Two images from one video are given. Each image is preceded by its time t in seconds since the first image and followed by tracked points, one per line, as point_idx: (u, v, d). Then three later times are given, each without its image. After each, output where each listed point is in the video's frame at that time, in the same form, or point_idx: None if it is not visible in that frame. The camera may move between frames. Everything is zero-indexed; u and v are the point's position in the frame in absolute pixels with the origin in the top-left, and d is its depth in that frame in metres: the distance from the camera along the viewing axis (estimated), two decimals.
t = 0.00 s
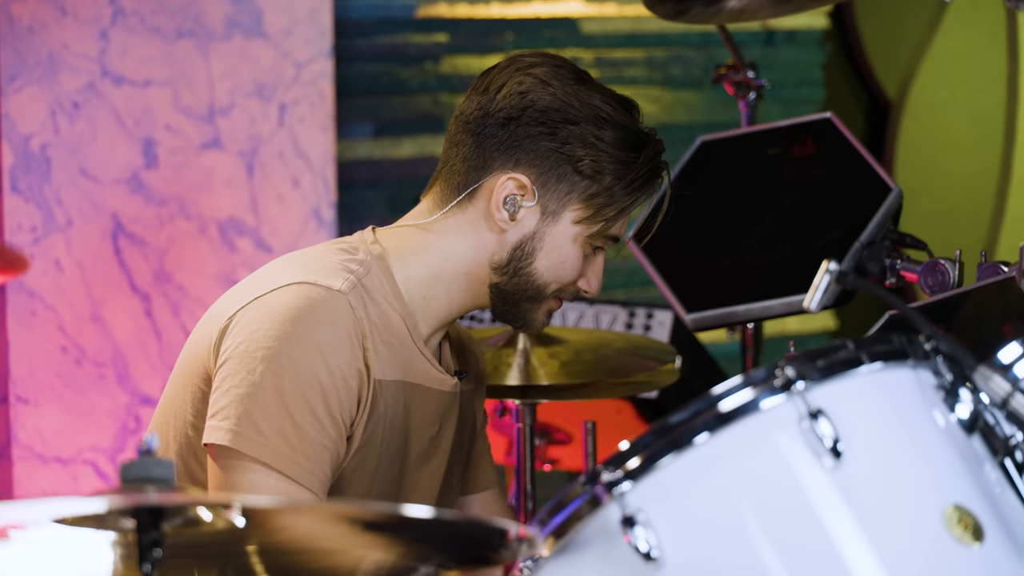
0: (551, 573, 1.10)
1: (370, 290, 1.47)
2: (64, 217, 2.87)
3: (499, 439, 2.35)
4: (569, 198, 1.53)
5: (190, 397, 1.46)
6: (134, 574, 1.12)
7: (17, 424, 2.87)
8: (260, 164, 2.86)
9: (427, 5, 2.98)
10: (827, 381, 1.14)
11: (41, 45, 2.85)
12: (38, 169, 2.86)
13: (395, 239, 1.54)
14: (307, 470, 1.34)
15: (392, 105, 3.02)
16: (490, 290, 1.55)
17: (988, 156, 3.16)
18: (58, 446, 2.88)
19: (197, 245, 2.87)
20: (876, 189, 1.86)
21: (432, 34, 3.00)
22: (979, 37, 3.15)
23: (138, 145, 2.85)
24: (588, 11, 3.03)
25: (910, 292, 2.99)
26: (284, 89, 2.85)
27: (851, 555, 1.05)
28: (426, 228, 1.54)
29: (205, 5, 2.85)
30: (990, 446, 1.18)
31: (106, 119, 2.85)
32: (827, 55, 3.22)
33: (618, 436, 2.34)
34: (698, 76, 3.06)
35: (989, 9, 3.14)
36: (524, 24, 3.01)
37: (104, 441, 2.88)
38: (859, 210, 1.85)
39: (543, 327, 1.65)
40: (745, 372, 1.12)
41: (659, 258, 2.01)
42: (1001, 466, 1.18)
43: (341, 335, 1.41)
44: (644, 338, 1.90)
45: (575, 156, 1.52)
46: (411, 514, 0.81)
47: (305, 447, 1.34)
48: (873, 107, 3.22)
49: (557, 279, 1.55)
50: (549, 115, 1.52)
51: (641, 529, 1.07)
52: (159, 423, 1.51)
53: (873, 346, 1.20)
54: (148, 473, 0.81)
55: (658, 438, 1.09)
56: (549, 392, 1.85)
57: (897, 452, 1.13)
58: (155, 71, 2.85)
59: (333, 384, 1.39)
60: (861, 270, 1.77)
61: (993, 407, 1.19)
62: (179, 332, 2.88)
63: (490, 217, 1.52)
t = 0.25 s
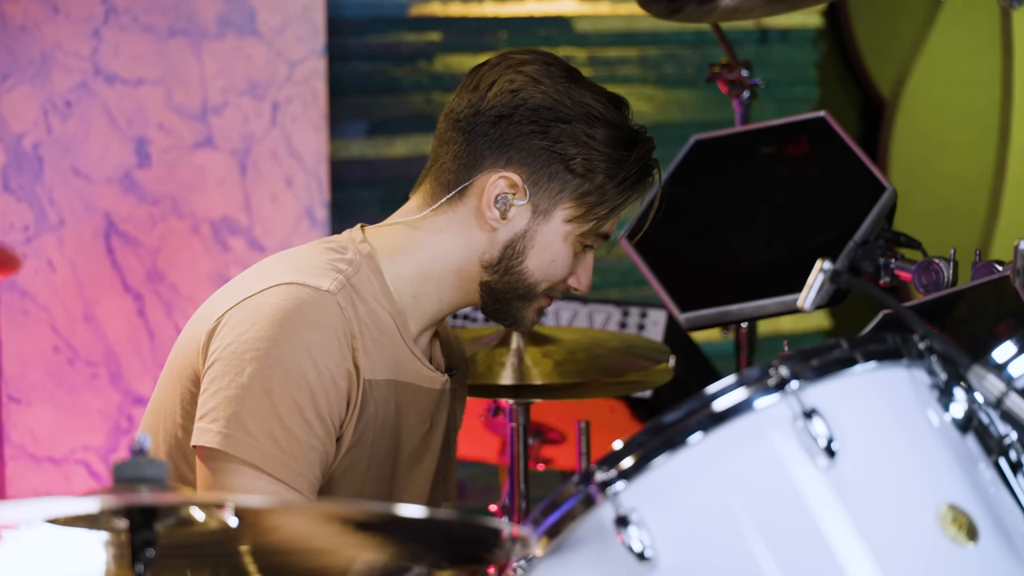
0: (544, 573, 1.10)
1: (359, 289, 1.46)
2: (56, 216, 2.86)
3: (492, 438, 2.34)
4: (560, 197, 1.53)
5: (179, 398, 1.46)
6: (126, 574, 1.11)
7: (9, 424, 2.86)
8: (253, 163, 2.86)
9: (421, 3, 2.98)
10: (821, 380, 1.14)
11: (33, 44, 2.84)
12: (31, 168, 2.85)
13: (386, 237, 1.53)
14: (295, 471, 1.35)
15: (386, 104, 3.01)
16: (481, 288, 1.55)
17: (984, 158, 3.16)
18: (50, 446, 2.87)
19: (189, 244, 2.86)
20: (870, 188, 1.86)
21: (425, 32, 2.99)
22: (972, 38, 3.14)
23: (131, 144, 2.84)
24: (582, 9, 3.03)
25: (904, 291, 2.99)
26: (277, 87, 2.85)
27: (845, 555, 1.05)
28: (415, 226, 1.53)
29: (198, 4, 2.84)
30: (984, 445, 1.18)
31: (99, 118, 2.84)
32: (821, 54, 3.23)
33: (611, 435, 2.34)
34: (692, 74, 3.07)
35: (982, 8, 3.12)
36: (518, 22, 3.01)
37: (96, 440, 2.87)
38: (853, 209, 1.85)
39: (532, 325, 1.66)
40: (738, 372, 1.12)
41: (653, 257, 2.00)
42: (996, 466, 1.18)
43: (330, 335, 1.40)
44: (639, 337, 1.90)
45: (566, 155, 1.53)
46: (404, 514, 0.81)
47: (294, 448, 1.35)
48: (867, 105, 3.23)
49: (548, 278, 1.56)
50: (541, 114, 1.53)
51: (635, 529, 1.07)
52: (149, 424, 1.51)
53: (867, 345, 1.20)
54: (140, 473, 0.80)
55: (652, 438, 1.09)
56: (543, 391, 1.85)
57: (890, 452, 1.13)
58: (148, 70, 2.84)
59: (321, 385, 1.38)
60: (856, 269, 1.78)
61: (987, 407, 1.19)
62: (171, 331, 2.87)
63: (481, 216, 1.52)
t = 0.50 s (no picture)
0: (538, 572, 1.10)
1: (339, 288, 1.49)
2: (49, 216, 2.85)
3: (485, 438, 2.34)
4: (536, 187, 1.57)
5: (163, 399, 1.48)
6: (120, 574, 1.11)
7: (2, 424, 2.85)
8: (246, 162, 2.85)
9: (414, 2, 2.98)
10: (815, 379, 1.13)
11: (26, 42, 2.83)
12: (24, 168, 2.84)
13: (362, 232, 1.57)
14: (281, 472, 1.38)
15: (378, 103, 3.01)
16: (457, 280, 1.59)
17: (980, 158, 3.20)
18: (44, 446, 2.86)
19: (182, 244, 2.86)
20: (863, 187, 1.84)
21: (418, 31, 2.98)
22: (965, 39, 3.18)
23: (124, 143, 2.84)
24: (575, 8, 3.03)
25: (899, 290, 3.00)
26: (270, 87, 2.85)
27: (839, 554, 1.05)
28: (391, 221, 1.57)
29: (190, 3, 2.84)
30: (978, 445, 1.18)
31: (91, 118, 2.83)
32: (815, 53, 3.20)
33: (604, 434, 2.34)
34: (685, 74, 3.08)
35: (978, 10, 3.16)
36: (511, 21, 3.01)
37: (89, 440, 2.87)
38: (846, 209, 1.84)
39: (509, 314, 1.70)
40: (732, 371, 1.12)
41: (646, 257, 1.99)
42: (990, 465, 1.17)
43: (312, 336, 1.43)
44: (630, 337, 1.90)
45: (541, 145, 1.57)
46: (397, 514, 0.81)
47: (278, 451, 1.38)
48: (861, 104, 3.22)
49: (524, 268, 1.60)
50: (515, 105, 1.56)
51: (628, 529, 1.07)
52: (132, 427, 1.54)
53: (861, 344, 1.20)
54: (133, 473, 0.80)
55: (646, 437, 1.09)
56: (535, 391, 1.83)
57: (881, 450, 1.13)
58: (141, 69, 2.83)
59: (304, 386, 1.41)
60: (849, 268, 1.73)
61: (981, 406, 1.19)
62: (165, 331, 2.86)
63: (457, 209, 1.56)
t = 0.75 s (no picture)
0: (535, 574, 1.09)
1: (306, 286, 1.49)
2: (44, 217, 2.83)
3: (481, 439, 2.33)
4: (496, 166, 1.59)
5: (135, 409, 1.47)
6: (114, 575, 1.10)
7: None
8: (242, 163, 2.86)
9: (409, 3, 2.98)
10: (811, 381, 1.13)
11: (21, 43, 2.80)
12: (19, 169, 2.82)
13: (319, 218, 1.56)
14: (260, 478, 1.38)
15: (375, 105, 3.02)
16: (417, 262, 1.60)
17: (977, 158, 3.26)
18: (39, 447, 2.85)
19: (178, 245, 2.85)
20: (861, 189, 1.85)
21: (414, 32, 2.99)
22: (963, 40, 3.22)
23: (119, 144, 2.82)
24: (571, 9, 3.10)
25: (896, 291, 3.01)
26: (266, 87, 2.85)
27: (836, 556, 1.05)
28: (347, 207, 1.56)
29: (186, 4, 2.82)
30: (975, 447, 1.18)
31: (87, 119, 2.82)
32: (812, 53, 3.18)
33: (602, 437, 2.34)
34: (682, 74, 3.20)
35: (974, 11, 3.21)
36: (509, 22, 3.07)
37: (85, 441, 2.87)
38: (844, 210, 1.84)
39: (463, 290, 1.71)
40: (728, 373, 1.12)
41: (642, 258, 1.99)
42: (987, 467, 1.17)
43: (284, 339, 1.43)
44: (627, 338, 1.92)
45: (501, 125, 1.57)
46: (393, 515, 0.81)
47: (256, 456, 1.38)
48: (858, 105, 3.22)
49: (483, 246, 1.61)
50: (475, 86, 1.56)
51: (625, 531, 1.07)
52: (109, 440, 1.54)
53: (857, 346, 1.20)
54: (129, 474, 0.79)
55: (642, 439, 1.09)
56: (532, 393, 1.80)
57: (873, 451, 1.12)
58: (137, 70, 2.82)
59: (278, 390, 1.41)
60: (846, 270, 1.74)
61: (978, 408, 1.19)
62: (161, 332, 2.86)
63: (418, 191, 1.56)
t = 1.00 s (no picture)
0: None
1: (260, 286, 1.48)
2: (46, 220, 2.82)
3: (483, 442, 2.33)
4: (441, 150, 1.57)
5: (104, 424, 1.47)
6: None
7: None
8: (244, 166, 2.87)
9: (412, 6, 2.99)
10: (814, 384, 1.13)
11: (22, 46, 2.77)
12: (20, 172, 2.80)
13: (267, 211, 1.56)
14: (231, 486, 1.36)
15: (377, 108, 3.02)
16: (365, 249, 1.59)
17: (981, 163, 3.25)
18: (41, 450, 2.85)
19: (180, 248, 2.86)
20: (863, 191, 1.85)
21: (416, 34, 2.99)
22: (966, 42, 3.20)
23: (121, 147, 2.82)
24: (574, 12, 3.10)
25: (899, 294, 3.01)
26: (267, 91, 2.85)
27: (839, 560, 1.04)
28: (293, 200, 1.54)
29: (188, 6, 2.81)
30: (978, 450, 1.18)
31: (88, 121, 2.81)
32: (814, 56, 3.19)
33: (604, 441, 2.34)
34: (684, 78, 3.20)
35: (975, 13, 3.18)
36: (511, 25, 3.06)
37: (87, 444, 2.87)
38: (846, 213, 1.84)
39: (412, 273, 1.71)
40: (731, 376, 1.12)
41: (643, 260, 1.98)
42: (990, 471, 1.17)
43: (244, 343, 1.40)
44: (629, 341, 1.95)
45: (446, 109, 1.55)
46: (395, 519, 0.80)
47: (224, 464, 1.35)
48: (860, 108, 3.23)
49: (430, 230, 1.60)
50: (419, 70, 1.53)
51: (627, 534, 1.06)
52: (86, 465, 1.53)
53: (860, 349, 1.19)
54: (131, 478, 0.79)
55: (645, 442, 1.09)
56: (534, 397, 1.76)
57: (873, 453, 1.12)
58: (139, 73, 2.81)
59: (239, 394, 1.39)
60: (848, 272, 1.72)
61: (981, 411, 1.19)
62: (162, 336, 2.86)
63: (363, 177, 1.54)
